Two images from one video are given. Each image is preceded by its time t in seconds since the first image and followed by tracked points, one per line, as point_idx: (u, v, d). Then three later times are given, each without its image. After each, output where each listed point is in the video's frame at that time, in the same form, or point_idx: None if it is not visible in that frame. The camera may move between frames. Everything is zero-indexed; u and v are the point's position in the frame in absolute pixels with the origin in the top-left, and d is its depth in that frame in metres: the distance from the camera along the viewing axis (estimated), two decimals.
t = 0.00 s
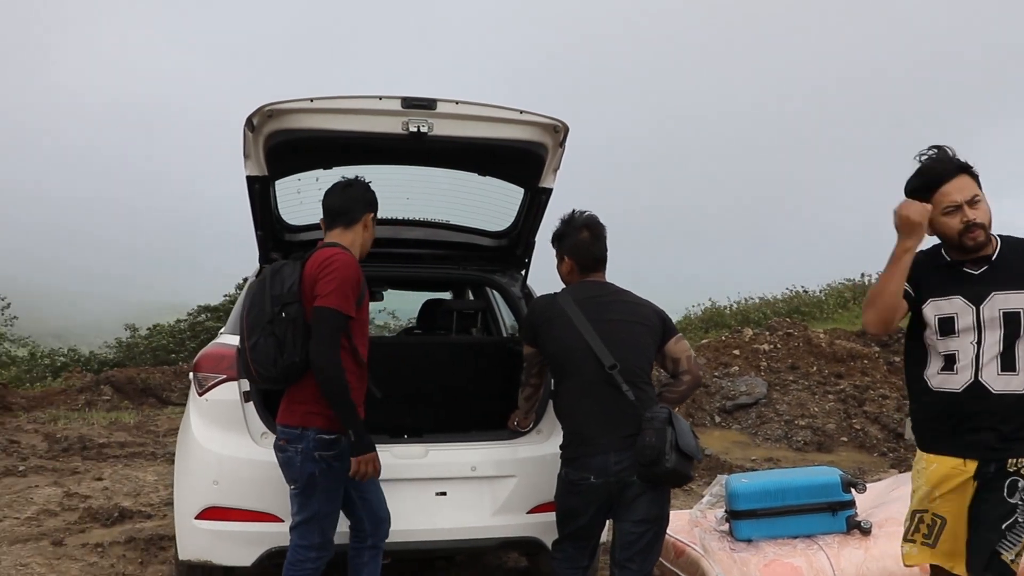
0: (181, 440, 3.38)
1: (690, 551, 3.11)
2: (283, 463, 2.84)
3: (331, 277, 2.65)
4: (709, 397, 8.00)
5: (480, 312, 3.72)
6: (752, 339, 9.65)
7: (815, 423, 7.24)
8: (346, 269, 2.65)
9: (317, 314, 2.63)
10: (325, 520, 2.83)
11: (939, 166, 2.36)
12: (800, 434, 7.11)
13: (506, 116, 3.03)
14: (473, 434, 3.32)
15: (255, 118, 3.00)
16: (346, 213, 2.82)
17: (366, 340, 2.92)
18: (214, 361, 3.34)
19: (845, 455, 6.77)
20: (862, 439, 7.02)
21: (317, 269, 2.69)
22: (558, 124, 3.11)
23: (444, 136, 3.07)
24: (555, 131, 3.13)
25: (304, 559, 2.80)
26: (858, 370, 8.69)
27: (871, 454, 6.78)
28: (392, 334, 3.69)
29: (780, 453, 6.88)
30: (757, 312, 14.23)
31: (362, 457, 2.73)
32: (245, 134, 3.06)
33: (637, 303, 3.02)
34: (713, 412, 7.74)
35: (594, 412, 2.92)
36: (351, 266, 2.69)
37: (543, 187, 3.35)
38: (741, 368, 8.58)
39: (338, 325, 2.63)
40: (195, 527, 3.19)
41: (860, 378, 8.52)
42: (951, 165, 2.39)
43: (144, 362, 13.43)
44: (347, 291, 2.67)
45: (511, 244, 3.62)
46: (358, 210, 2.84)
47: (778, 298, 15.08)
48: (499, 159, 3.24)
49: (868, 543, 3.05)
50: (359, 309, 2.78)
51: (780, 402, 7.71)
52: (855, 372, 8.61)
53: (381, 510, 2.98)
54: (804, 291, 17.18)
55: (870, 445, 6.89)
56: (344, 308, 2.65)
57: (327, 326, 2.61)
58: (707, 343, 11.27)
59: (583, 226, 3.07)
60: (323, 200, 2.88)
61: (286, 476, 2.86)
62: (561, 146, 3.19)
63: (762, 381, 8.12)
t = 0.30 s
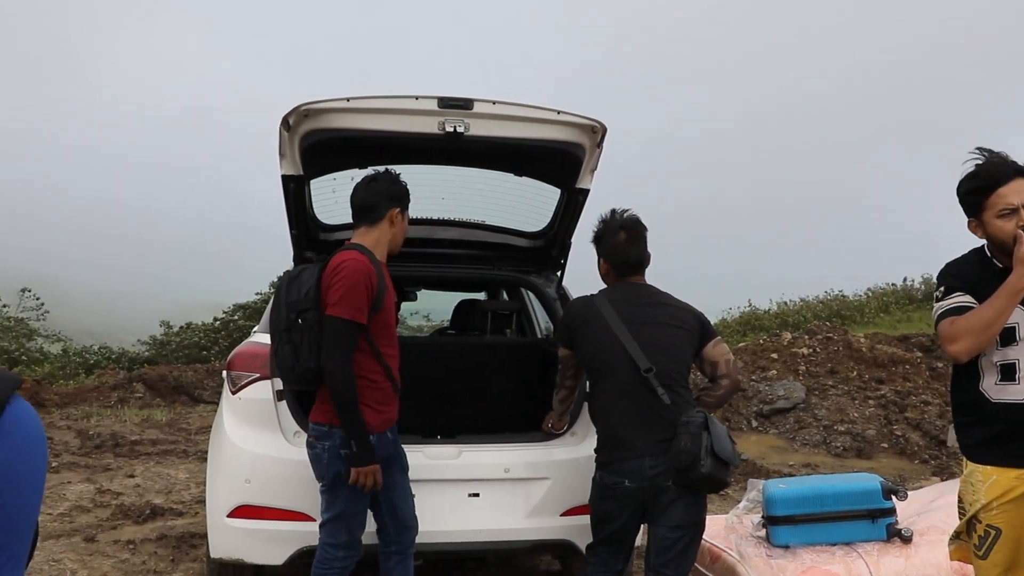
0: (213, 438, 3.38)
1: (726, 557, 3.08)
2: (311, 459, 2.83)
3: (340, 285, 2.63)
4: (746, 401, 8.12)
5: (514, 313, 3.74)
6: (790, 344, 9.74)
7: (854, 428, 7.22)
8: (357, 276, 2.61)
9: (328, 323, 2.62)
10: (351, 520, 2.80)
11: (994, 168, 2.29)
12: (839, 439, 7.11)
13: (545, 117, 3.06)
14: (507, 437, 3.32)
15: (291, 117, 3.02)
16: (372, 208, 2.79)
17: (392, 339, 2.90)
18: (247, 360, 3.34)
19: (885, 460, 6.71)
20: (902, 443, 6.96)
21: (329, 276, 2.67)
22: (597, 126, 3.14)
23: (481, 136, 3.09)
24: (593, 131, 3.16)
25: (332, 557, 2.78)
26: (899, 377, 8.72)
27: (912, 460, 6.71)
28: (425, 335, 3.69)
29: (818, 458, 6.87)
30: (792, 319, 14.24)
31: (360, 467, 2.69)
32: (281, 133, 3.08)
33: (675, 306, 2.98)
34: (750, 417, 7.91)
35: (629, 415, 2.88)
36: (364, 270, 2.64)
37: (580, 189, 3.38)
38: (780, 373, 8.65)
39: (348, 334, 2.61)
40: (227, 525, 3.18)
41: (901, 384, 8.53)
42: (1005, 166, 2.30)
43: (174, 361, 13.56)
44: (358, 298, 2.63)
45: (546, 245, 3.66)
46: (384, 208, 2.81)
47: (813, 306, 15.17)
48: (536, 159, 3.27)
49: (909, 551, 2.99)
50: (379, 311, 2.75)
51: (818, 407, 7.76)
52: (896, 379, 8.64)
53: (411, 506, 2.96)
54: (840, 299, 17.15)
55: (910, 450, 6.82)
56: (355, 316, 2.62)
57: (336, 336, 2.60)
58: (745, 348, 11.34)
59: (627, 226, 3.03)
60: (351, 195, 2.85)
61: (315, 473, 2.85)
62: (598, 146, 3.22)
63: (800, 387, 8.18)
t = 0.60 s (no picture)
0: (237, 437, 3.37)
1: (755, 561, 3.04)
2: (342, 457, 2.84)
3: (366, 288, 2.60)
4: (774, 405, 8.12)
5: (541, 315, 3.82)
6: (820, 347, 9.73)
7: (885, 433, 7.15)
8: (382, 280, 2.58)
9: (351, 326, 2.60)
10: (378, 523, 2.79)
11: None
12: (870, 443, 7.07)
13: (575, 117, 3.09)
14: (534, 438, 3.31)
15: (318, 117, 3.04)
16: (409, 209, 2.77)
17: (424, 341, 2.88)
18: (272, 359, 3.32)
19: (917, 466, 6.65)
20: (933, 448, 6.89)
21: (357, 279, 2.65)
22: (625, 126, 3.17)
23: (510, 136, 3.11)
24: (622, 132, 3.19)
25: (360, 557, 2.76)
26: (931, 381, 8.66)
27: (944, 466, 6.64)
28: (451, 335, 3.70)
29: (848, 462, 6.83)
30: (820, 324, 14.21)
31: (341, 477, 2.63)
32: (307, 134, 3.10)
33: (704, 308, 2.95)
34: (779, 419, 7.93)
35: (655, 418, 2.86)
36: (391, 275, 2.61)
37: (608, 189, 3.45)
38: (809, 376, 8.66)
39: (368, 339, 2.57)
40: (250, 525, 3.17)
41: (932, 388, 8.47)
42: None
43: (196, 361, 13.64)
44: (383, 303, 2.59)
45: (574, 246, 3.73)
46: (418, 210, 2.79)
47: (839, 311, 15.12)
48: (564, 159, 3.31)
49: (941, 558, 2.95)
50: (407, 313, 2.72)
51: (848, 411, 7.73)
52: (928, 382, 8.58)
53: (432, 507, 2.95)
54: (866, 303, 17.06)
55: (942, 456, 6.75)
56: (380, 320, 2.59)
57: (356, 340, 2.57)
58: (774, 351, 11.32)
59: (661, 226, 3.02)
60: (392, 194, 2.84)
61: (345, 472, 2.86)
62: (626, 146, 3.26)
63: (830, 390, 8.17)
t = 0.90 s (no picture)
0: (258, 437, 3.38)
1: (778, 565, 3.04)
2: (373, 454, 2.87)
3: (405, 286, 2.62)
4: (798, 408, 8.09)
5: (562, 316, 3.87)
6: (844, 350, 9.68)
7: (909, 437, 7.10)
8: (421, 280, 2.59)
9: (389, 323, 2.62)
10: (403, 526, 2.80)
11: None
12: (894, 447, 7.02)
13: (598, 118, 3.10)
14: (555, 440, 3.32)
15: (342, 117, 3.07)
16: (455, 212, 2.77)
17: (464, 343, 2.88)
18: (294, 360, 3.32)
19: (942, 471, 6.58)
20: (959, 454, 6.82)
21: (397, 277, 2.66)
22: (648, 127, 3.17)
23: (532, 136, 3.13)
24: (645, 133, 3.19)
25: (382, 556, 2.77)
26: (957, 386, 8.58)
27: (969, 470, 6.57)
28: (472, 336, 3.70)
29: (872, 467, 6.79)
30: (842, 328, 14.13)
31: (408, 471, 2.65)
32: (331, 133, 3.13)
33: (727, 309, 2.93)
34: (802, 423, 7.89)
35: (674, 422, 2.85)
36: (431, 275, 2.62)
37: (630, 191, 3.46)
38: (833, 380, 8.61)
39: (405, 337, 2.59)
40: (272, 525, 3.17)
41: (958, 392, 8.39)
42: None
43: (217, 363, 13.72)
44: (421, 303, 2.61)
45: (596, 248, 3.75)
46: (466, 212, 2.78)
47: (861, 316, 15.02)
48: (587, 159, 3.33)
49: (967, 563, 2.91)
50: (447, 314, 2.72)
51: (874, 414, 7.68)
52: (952, 387, 8.50)
53: (468, 515, 2.93)
54: (889, 308, 16.93)
55: (968, 460, 6.67)
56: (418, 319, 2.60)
57: (392, 337, 2.59)
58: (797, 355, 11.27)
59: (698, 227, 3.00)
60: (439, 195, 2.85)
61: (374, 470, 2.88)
62: (649, 148, 3.27)
63: (854, 393, 8.10)
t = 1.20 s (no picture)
0: (281, 437, 3.40)
1: (800, 568, 3.05)
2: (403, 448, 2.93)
3: (451, 282, 2.67)
4: (819, 411, 8.06)
5: (583, 318, 3.89)
6: (865, 352, 9.64)
7: (932, 440, 7.06)
8: (467, 275, 2.64)
9: (432, 316, 2.67)
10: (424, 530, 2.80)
11: None
12: (916, 450, 6.98)
13: (619, 119, 3.12)
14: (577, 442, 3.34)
15: (363, 119, 3.11)
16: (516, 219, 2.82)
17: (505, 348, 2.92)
18: (317, 361, 3.34)
19: (965, 474, 6.54)
20: (983, 457, 6.77)
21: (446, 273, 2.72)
22: (669, 128, 3.18)
23: (553, 137, 3.15)
24: (666, 134, 3.20)
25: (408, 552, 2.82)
26: (980, 388, 8.51)
27: (992, 474, 6.52)
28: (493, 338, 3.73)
29: (894, 470, 6.76)
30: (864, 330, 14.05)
31: (455, 460, 2.72)
32: (353, 135, 3.18)
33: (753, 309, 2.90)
34: (824, 426, 7.86)
35: (693, 426, 2.88)
36: (481, 274, 2.67)
37: (652, 192, 3.47)
38: (854, 382, 8.57)
39: (446, 330, 2.63)
40: (295, 525, 3.19)
41: (981, 395, 8.32)
42: None
43: (238, 363, 13.84)
44: (466, 299, 2.65)
45: (617, 250, 3.76)
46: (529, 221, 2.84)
47: (883, 317, 14.92)
48: (608, 160, 3.34)
49: (990, 567, 2.88)
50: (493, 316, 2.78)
51: (896, 417, 7.65)
52: (976, 390, 8.44)
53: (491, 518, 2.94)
54: (911, 309, 16.80)
55: (991, 464, 6.62)
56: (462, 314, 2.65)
57: (434, 329, 2.63)
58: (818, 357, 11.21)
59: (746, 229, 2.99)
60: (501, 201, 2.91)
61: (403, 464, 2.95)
62: (670, 149, 3.27)
63: (876, 396, 8.06)
